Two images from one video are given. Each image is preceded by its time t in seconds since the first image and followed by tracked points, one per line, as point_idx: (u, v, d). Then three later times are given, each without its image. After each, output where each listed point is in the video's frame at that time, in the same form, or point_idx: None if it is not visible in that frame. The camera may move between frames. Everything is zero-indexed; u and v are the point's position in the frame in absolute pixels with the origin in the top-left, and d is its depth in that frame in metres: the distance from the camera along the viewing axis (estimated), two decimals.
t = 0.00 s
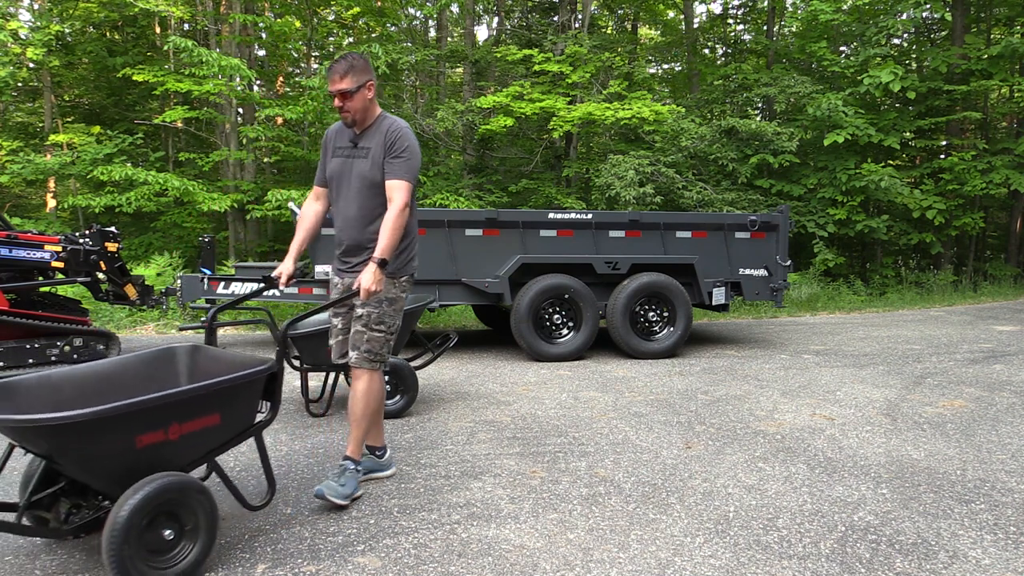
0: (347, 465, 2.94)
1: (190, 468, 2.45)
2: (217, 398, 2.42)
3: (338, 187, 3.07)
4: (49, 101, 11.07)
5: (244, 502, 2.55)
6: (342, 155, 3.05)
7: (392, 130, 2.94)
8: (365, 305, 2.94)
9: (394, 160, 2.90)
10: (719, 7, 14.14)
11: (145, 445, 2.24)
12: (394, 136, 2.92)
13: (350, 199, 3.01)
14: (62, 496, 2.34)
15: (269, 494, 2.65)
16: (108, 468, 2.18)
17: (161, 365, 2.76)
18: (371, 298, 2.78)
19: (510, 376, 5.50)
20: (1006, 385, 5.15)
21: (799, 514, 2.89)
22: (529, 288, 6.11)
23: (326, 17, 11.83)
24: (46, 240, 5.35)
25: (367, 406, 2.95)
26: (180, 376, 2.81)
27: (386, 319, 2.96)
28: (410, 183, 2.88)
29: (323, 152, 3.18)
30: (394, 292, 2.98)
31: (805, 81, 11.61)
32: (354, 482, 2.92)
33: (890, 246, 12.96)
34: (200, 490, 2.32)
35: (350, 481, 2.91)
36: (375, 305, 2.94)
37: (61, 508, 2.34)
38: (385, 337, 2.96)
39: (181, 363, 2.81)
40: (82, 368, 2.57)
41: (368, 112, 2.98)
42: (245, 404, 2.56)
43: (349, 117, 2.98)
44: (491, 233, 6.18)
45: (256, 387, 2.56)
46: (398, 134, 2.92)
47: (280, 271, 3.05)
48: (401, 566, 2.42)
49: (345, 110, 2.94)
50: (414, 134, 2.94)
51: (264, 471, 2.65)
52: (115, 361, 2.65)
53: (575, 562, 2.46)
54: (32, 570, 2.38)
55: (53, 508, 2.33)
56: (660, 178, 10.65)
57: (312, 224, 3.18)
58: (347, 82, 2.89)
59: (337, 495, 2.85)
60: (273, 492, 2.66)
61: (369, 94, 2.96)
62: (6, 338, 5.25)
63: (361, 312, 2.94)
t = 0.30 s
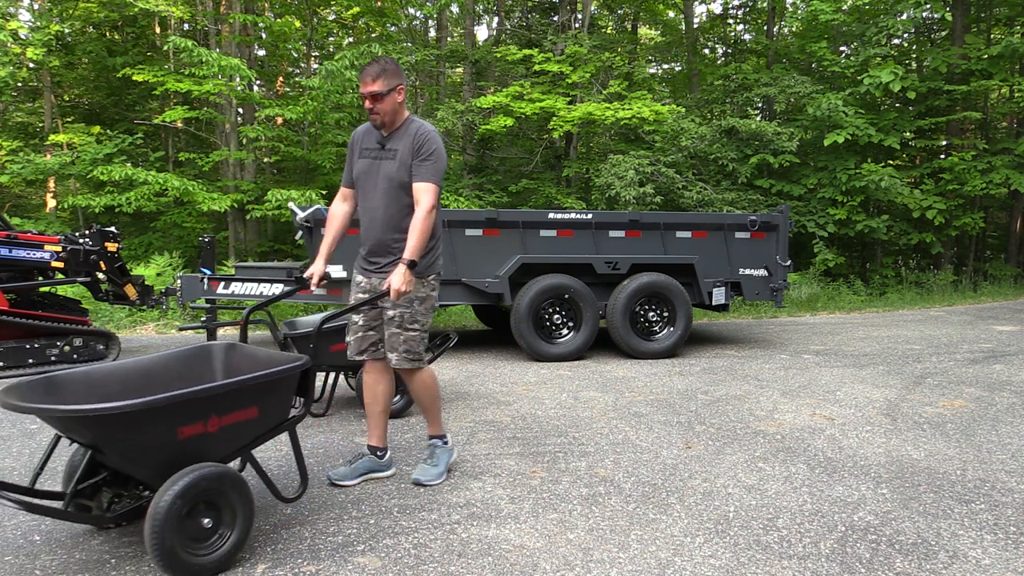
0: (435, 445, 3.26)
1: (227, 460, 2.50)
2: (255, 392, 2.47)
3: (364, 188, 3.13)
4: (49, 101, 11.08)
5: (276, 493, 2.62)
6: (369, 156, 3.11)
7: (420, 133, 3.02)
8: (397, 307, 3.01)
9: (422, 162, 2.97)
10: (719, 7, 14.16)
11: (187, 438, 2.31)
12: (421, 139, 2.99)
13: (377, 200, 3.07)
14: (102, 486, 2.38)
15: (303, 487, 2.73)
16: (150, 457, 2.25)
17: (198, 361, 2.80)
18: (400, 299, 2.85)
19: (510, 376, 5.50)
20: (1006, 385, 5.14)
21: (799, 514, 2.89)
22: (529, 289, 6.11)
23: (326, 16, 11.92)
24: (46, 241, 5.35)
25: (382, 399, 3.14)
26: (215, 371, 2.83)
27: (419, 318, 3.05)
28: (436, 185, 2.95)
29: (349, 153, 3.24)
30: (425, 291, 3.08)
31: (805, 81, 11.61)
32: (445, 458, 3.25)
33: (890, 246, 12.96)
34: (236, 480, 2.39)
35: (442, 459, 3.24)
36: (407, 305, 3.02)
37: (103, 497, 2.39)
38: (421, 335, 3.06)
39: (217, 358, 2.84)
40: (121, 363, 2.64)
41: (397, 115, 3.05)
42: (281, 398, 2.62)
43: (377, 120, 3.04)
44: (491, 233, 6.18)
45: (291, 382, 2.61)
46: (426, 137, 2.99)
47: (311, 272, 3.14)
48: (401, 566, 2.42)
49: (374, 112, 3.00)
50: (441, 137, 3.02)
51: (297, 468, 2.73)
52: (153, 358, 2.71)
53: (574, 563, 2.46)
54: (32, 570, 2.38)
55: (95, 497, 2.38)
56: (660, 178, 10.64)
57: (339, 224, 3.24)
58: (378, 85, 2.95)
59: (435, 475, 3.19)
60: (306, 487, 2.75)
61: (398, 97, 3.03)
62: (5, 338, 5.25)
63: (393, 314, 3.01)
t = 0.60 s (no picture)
0: (444, 447, 3.29)
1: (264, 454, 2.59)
2: (291, 389, 2.56)
3: (397, 189, 3.19)
4: (49, 101, 11.08)
5: (309, 485, 2.69)
6: (400, 158, 3.17)
7: (451, 135, 3.07)
8: (437, 308, 3.11)
9: (453, 164, 3.02)
10: (719, 7, 14.17)
11: (227, 431, 2.40)
12: (453, 141, 3.04)
13: (409, 201, 3.14)
14: (144, 477, 2.42)
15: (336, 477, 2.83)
16: (192, 449, 2.34)
17: (232, 356, 2.98)
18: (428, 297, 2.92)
19: (511, 376, 5.50)
20: (1006, 385, 5.14)
21: (799, 514, 2.89)
22: (529, 289, 6.11)
23: (326, 17, 11.97)
24: (47, 240, 5.36)
25: (397, 399, 3.20)
26: (250, 366, 3.01)
27: (459, 317, 3.14)
28: (467, 186, 3.00)
29: (382, 155, 3.30)
30: (461, 291, 3.14)
31: (805, 81, 11.61)
32: (453, 461, 3.29)
33: (890, 246, 12.97)
34: (273, 472, 2.47)
35: (450, 462, 3.27)
36: (446, 305, 3.11)
37: (145, 488, 2.44)
38: (463, 333, 3.15)
39: (251, 354, 3.01)
40: (161, 358, 2.79)
41: (429, 117, 3.10)
42: (314, 395, 2.71)
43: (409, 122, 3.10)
44: (491, 233, 6.18)
45: (324, 377, 2.70)
46: (457, 139, 3.04)
47: (342, 271, 3.22)
48: (401, 566, 2.42)
49: (407, 115, 3.05)
50: (472, 139, 3.06)
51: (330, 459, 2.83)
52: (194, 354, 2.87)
53: (574, 562, 2.46)
54: (32, 569, 2.38)
55: (136, 488, 2.43)
56: (660, 178, 10.65)
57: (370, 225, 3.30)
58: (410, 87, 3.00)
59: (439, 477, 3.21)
60: (338, 477, 2.84)
61: (431, 99, 3.08)
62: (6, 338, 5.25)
63: (433, 314, 3.11)
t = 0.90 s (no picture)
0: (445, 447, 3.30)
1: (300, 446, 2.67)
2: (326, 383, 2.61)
3: (418, 188, 3.30)
4: (49, 101, 11.08)
5: (342, 477, 2.77)
6: (421, 158, 3.29)
7: (470, 136, 3.18)
8: (449, 305, 3.20)
9: (472, 163, 3.14)
10: (719, 7, 14.18)
11: (265, 424, 2.47)
12: (472, 141, 3.16)
13: (430, 200, 3.25)
14: (182, 469, 2.56)
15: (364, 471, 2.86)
16: (233, 440, 2.42)
17: (263, 353, 2.99)
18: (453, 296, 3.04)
19: (511, 376, 5.50)
20: (1006, 385, 5.15)
21: (799, 514, 2.89)
22: (528, 290, 6.11)
23: (326, 17, 12.05)
24: (47, 241, 5.36)
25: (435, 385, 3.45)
26: (280, 363, 3.01)
27: (470, 315, 3.22)
28: (487, 185, 3.11)
29: (403, 156, 3.42)
30: (475, 290, 3.22)
31: (805, 81, 11.61)
32: (453, 461, 3.28)
33: (890, 246, 12.97)
34: (311, 463, 2.56)
35: (450, 462, 3.27)
36: (459, 304, 3.20)
37: (184, 479, 2.57)
38: (473, 331, 3.23)
39: (281, 349, 3.02)
40: (195, 353, 2.82)
41: (449, 117, 3.21)
42: (348, 389, 2.76)
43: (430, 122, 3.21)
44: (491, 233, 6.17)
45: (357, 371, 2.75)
46: (476, 139, 3.16)
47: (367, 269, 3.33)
48: (401, 567, 2.42)
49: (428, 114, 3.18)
50: (491, 140, 3.18)
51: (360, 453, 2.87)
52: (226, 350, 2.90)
53: (575, 562, 2.46)
54: (32, 570, 2.38)
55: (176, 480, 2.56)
56: (660, 178, 10.65)
57: (393, 225, 3.43)
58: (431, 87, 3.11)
59: (438, 476, 3.21)
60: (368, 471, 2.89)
61: (451, 100, 3.20)
62: (6, 338, 5.25)
63: (445, 311, 3.20)
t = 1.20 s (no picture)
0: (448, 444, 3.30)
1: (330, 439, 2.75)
2: (353, 378, 2.69)
3: (431, 191, 3.35)
4: (49, 101, 11.08)
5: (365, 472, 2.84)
6: (434, 161, 3.33)
7: (482, 139, 3.23)
8: (460, 300, 3.23)
9: (485, 167, 3.19)
10: (719, 7, 14.19)
11: (297, 418, 2.56)
12: (485, 145, 3.21)
13: (443, 202, 3.29)
14: (212, 462, 2.66)
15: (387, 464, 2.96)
16: (266, 433, 2.50)
17: (286, 351, 2.99)
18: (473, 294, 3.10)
19: (511, 376, 5.50)
20: (1006, 385, 5.14)
21: (799, 514, 2.89)
22: (528, 289, 6.11)
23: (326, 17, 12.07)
24: (46, 240, 5.36)
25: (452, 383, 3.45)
26: (303, 361, 3.02)
27: (479, 310, 3.25)
28: (499, 187, 3.17)
29: (415, 159, 3.47)
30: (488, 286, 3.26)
31: (805, 81, 11.61)
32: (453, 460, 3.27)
33: (890, 246, 12.97)
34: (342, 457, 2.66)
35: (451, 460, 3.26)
36: (469, 299, 3.22)
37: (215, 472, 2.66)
38: (482, 327, 3.26)
39: (304, 348, 3.03)
40: (219, 351, 2.83)
41: (462, 121, 3.26)
42: (373, 385, 2.85)
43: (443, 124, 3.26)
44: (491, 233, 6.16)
45: (381, 367, 2.83)
46: (489, 143, 3.21)
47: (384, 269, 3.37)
48: (401, 567, 2.42)
49: (442, 118, 3.22)
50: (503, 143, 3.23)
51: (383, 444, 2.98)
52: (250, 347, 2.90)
53: (574, 563, 2.46)
54: (32, 570, 2.38)
55: (207, 472, 2.65)
56: (660, 178, 10.64)
57: (407, 226, 3.47)
58: (447, 89, 3.15)
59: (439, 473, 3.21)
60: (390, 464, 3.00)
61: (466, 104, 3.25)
62: (6, 338, 5.25)
63: (457, 307, 3.23)
